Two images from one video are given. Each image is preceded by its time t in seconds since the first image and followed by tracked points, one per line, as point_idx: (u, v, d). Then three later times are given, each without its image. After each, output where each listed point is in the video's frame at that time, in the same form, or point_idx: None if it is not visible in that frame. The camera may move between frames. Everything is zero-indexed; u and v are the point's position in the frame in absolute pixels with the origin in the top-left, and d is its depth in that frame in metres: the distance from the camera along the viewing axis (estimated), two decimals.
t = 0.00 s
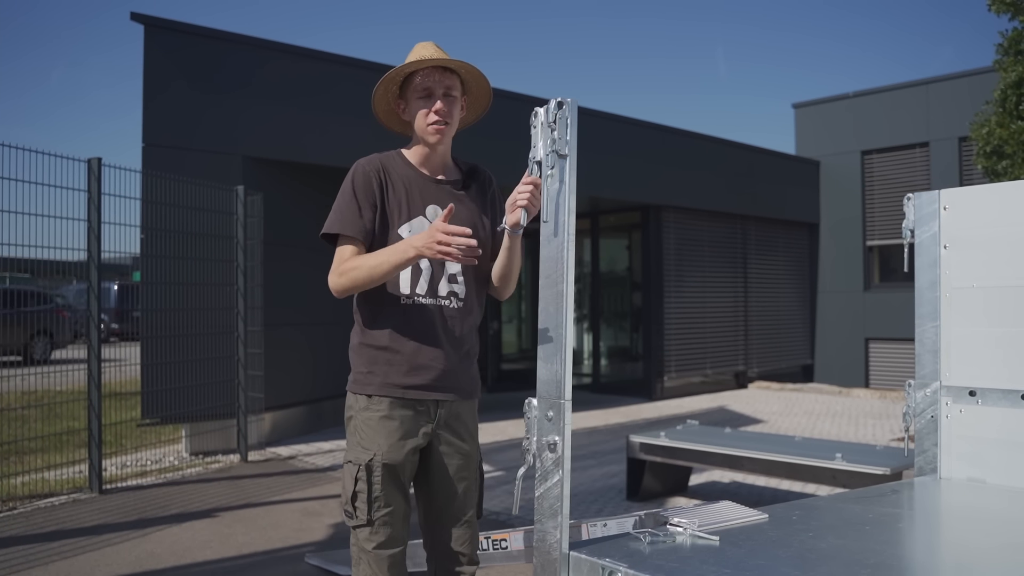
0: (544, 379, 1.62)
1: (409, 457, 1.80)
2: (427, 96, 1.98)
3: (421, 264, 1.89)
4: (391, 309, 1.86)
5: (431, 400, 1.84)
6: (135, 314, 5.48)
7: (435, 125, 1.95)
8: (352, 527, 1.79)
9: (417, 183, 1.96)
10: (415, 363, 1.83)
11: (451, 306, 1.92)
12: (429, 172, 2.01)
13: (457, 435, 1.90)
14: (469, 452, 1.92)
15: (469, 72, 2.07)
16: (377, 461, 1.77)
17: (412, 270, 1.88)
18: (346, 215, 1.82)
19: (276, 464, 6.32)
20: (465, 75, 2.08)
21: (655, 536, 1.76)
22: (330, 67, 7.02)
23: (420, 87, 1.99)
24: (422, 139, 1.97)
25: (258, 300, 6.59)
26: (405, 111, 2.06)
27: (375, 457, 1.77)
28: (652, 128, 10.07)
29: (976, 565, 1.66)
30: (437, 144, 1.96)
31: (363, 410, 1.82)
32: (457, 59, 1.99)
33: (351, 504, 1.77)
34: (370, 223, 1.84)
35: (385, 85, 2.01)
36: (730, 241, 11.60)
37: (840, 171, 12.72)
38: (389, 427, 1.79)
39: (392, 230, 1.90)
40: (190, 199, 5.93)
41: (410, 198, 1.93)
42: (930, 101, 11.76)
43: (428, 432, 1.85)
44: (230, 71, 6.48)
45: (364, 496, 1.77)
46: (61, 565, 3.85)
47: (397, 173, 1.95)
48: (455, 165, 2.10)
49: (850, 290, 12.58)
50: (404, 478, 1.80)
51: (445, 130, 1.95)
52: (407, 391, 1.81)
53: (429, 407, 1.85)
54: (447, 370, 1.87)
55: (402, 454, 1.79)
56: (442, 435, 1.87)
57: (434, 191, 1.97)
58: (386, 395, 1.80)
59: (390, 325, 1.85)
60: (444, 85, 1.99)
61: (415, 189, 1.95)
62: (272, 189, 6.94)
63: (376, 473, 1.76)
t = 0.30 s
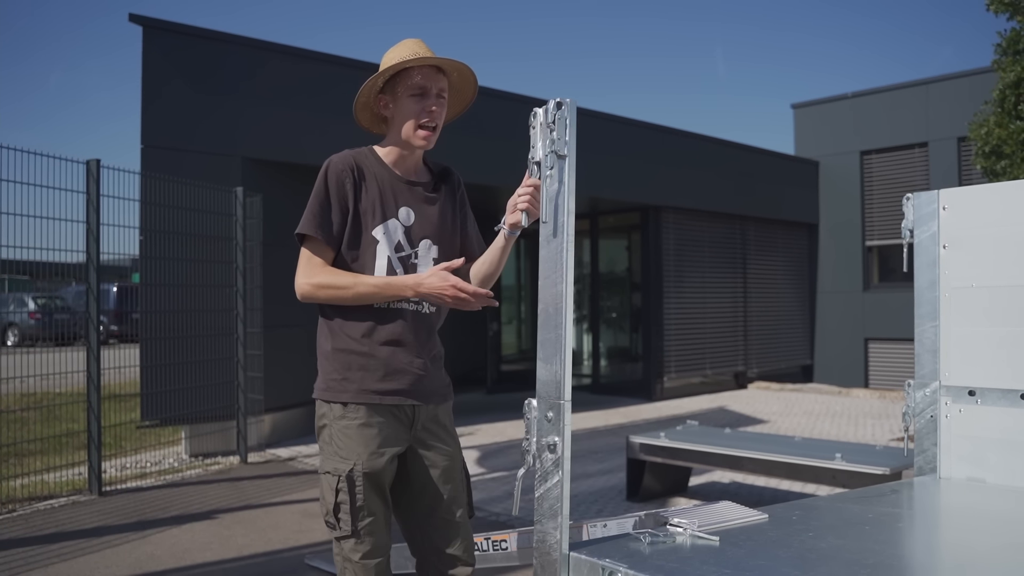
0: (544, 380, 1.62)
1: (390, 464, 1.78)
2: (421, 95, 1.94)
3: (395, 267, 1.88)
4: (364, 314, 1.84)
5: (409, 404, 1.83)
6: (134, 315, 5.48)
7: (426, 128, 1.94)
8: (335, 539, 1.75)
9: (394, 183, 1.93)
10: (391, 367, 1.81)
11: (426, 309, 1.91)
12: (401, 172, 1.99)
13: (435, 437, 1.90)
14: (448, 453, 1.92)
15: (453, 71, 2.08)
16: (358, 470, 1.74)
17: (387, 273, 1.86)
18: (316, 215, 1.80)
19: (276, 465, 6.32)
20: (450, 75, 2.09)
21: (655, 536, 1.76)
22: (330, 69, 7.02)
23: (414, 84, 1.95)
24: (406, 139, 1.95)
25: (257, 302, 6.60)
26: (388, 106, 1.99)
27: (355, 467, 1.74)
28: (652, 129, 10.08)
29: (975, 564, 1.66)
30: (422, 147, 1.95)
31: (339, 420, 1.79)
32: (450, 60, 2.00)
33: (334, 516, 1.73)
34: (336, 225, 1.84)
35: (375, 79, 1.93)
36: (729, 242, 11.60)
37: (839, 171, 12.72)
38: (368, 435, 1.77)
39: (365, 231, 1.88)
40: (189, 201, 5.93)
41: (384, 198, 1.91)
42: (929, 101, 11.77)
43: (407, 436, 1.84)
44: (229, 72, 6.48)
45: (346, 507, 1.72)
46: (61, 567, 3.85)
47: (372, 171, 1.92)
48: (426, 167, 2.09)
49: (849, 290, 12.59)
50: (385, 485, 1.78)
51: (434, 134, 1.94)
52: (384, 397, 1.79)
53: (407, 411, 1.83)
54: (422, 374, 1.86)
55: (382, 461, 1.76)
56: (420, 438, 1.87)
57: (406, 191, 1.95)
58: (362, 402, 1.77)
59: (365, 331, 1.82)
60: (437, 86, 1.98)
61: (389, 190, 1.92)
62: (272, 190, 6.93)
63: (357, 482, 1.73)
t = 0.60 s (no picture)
0: (543, 381, 1.61)
1: (388, 468, 1.78)
2: (418, 92, 1.94)
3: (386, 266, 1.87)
4: (358, 314, 1.82)
5: (405, 407, 1.83)
6: (133, 316, 5.47)
7: (424, 126, 1.95)
8: (334, 546, 1.74)
9: (382, 181, 1.92)
10: (386, 370, 1.81)
11: (414, 309, 1.92)
12: (389, 171, 1.98)
13: (429, 440, 1.90)
14: (442, 455, 1.93)
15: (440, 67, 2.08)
16: (358, 477, 1.73)
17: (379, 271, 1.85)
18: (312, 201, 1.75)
19: (275, 466, 6.32)
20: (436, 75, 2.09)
21: (655, 537, 1.76)
22: (329, 70, 7.02)
23: (412, 82, 1.93)
24: (402, 133, 1.94)
25: (256, 303, 6.59)
26: (382, 104, 1.95)
27: (355, 473, 1.73)
28: (651, 130, 10.08)
29: (975, 566, 1.66)
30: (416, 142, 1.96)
31: (336, 426, 1.77)
32: (442, 58, 2.00)
33: (334, 523, 1.72)
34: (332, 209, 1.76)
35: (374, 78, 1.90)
36: (728, 243, 11.60)
37: (839, 172, 12.72)
38: (367, 440, 1.76)
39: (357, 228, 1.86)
40: (188, 202, 5.92)
41: (374, 195, 1.90)
42: (928, 102, 11.79)
43: (403, 439, 1.84)
44: (228, 73, 6.47)
45: (347, 514, 1.71)
46: (59, 569, 3.84)
47: (361, 169, 1.90)
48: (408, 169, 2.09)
49: (849, 291, 12.59)
50: (384, 490, 1.78)
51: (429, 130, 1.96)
52: (381, 400, 1.78)
53: (403, 415, 1.83)
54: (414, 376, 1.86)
55: (381, 465, 1.76)
56: (416, 441, 1.87)
57: (394, 190, 1.95)
58: (360, 407, 1.76)
59: (359, 332, 1.81)
60: (432, 84, 1.97)
61: (379, 188, 1.91)
62: (270, 191, 6.93)
63: (358, 488, 1.73)
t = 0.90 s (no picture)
0: (543, 383, 1.61)
1: (388, 471, 1.78)
2: (397, 88, 1.92)
3: (386, 263, 1.86)
4: (365, 307, 1.80)
5: (405, 409, 1.83)
6: (132, 318, 5.46)
7: (408, 122, 1.94)
8: (333, 549, 1.74)
9: (376, 177, 1.92)
10: (386, 369, 1.80)
11: (415, 306, 1.91)
12: (381, 169, 1.98)
13: (428, 442, 1.90)
14: (441, 457, 1.93)
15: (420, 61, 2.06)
16: (358, 479, 1.72)
17: (380, 267, 1.85)
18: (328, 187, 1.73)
19: (274, 468, 6.31)
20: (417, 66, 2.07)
21: (655, 539, 1.76)
22: (328, 71, 7.02)
23: (389, 79, 1.92)
24: (385, 132, 1.93)
25: (255, 304, 6.59)
26: (362, 105, 1.95)
27: (355, 476, 1.72)
28: (650, 131, 10.08)
29: (975, 567, 1.66)
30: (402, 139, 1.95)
31: (335, 428, 1.76)
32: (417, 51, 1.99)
33: (334, 526, 1.71)
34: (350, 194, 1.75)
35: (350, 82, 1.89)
36: (727, 244, 11.60)
37: (838, 173, 12.72)
38: (367, 442, 1.76)
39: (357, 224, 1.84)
40: (187, 203, 5.92)
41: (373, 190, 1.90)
42: (927, 104, 11.80)
43: (403, 442, 1.84)
44: (227, 74, 6.47)
45: (347, 517, 1.71)
46: (57, 570, 3.84)
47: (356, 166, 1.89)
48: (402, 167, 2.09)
49: (848, 292, 12.60)
50: (384, 493, 1.77)
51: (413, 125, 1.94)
52: (382, 401, 1.78)
53: (403, 417, 1.83)
54: (413, 375, 1.86)
55: (381, 468, 1.76)
56: (416, 444, 1.87)
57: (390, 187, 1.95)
58: (361, 410, 1.75)
59: (363, 329, 1.79)
60: (411, 79, 1.96)
61: (376, 184, 1.91)
62: (269, 192, 6.92)
63: (358, 491, 1.72)
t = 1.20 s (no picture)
0: (543, 384, 1.61)
1: (393, 473, 1.78)
2: (407, 94, 1.91)
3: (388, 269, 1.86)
4: (363, 318, 1.80)
5: (409, 413, 1.82)
6: (131, 319, 5.46)
7: (413, 130, 1.93)
8: (337, 551, 1.74)
9: (375, 181, 1.91)
10: (389, 375, 1.80)
11: (418, 310, 1.91)
12: (383, 171, 1.97)
13: (432, 443, 1.89)
14: (445, 458, 1.93)
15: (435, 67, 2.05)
16: (363, 482, 1.72)
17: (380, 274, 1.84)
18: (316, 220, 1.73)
19: (273, 469, 6.30)
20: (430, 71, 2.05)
21: (655, 540, 1.76)
22: (328, 72, 7.03)
23: (401, 84, 1.90)
24: (390, 136, 1.93)
25: (254, 304, 6.59)
26: (370, 105, 1.93)
27: (360, 478, 1.72)
28: (650, 133, 10.08)
29: (975, 568, 1.66)
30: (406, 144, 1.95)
31: (339, 432, 1.76)
32: (433, 59, 1.97)
33: (338, 528, 1.71)
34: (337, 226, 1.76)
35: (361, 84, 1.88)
36: (727, 245, 11.60)
37: (837, 175, 12.73)
38: (371, 445, 1.75)
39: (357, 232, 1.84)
40: (186, 204, 5.91)
41: (371, 197, 1.88)
42: (926, 105, 11.81)
43: (408, 444, 1.83)
44: (226, 75, 6.47)
45: (352, 519, 1.71)
46: (56, 571, 3.83)
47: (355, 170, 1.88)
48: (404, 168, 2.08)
49: (847, 294, 12.60)
50: (388, 496, 1.77)
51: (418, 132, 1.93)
52: (386, 405, 1.77)
53: (408, 419, 1.82)
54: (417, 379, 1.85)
55: (386, 470, 1.76)
56: (420, 445, 1.87)
57: (391, 191, 1.94)
58: (364, 414, 1.75)
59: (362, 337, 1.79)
60: (423, 86, 1.94)
61: (376, 191, 1.90)
62: (268, 193, 6.92)
63: (363, 493, 1.72)
